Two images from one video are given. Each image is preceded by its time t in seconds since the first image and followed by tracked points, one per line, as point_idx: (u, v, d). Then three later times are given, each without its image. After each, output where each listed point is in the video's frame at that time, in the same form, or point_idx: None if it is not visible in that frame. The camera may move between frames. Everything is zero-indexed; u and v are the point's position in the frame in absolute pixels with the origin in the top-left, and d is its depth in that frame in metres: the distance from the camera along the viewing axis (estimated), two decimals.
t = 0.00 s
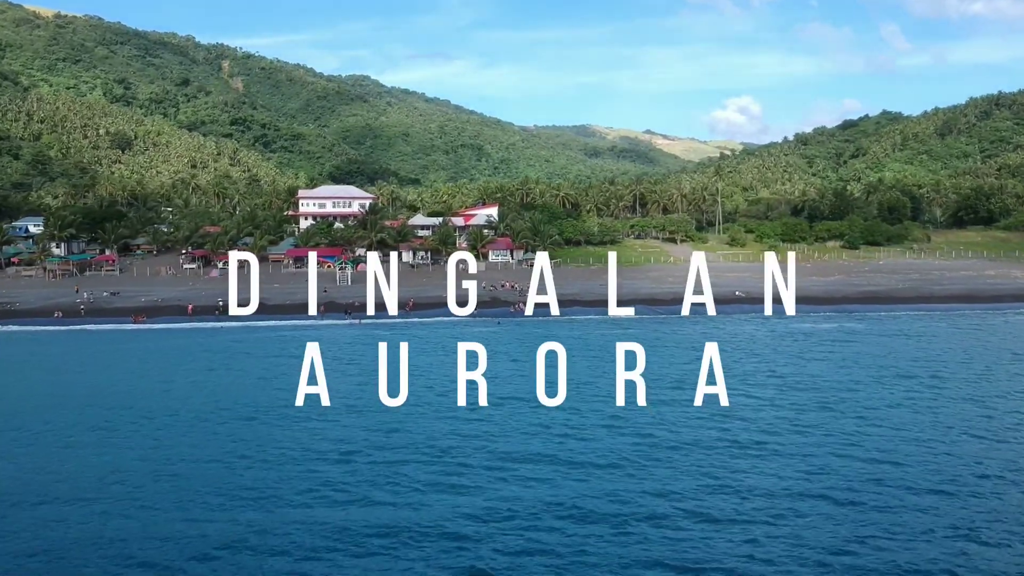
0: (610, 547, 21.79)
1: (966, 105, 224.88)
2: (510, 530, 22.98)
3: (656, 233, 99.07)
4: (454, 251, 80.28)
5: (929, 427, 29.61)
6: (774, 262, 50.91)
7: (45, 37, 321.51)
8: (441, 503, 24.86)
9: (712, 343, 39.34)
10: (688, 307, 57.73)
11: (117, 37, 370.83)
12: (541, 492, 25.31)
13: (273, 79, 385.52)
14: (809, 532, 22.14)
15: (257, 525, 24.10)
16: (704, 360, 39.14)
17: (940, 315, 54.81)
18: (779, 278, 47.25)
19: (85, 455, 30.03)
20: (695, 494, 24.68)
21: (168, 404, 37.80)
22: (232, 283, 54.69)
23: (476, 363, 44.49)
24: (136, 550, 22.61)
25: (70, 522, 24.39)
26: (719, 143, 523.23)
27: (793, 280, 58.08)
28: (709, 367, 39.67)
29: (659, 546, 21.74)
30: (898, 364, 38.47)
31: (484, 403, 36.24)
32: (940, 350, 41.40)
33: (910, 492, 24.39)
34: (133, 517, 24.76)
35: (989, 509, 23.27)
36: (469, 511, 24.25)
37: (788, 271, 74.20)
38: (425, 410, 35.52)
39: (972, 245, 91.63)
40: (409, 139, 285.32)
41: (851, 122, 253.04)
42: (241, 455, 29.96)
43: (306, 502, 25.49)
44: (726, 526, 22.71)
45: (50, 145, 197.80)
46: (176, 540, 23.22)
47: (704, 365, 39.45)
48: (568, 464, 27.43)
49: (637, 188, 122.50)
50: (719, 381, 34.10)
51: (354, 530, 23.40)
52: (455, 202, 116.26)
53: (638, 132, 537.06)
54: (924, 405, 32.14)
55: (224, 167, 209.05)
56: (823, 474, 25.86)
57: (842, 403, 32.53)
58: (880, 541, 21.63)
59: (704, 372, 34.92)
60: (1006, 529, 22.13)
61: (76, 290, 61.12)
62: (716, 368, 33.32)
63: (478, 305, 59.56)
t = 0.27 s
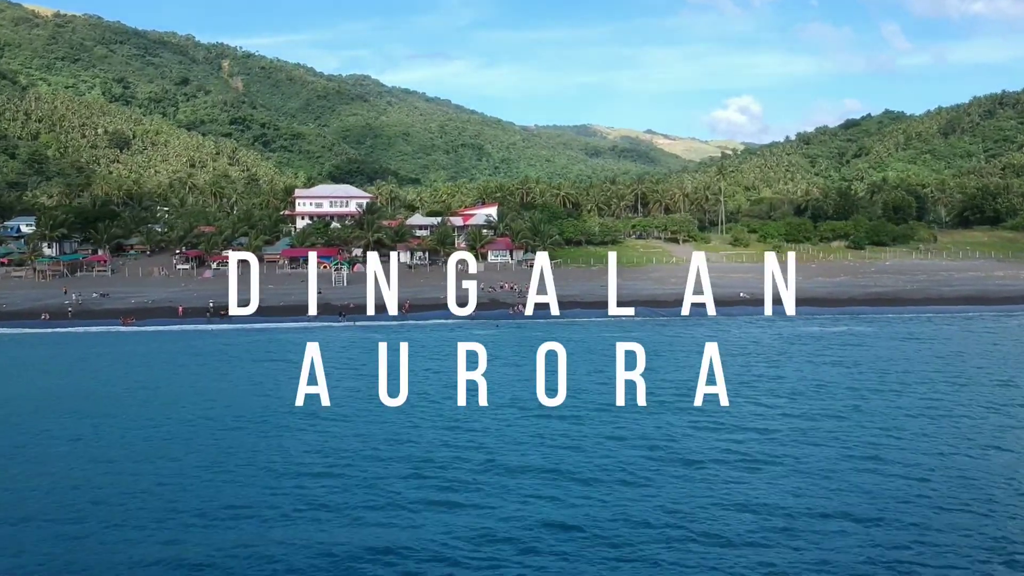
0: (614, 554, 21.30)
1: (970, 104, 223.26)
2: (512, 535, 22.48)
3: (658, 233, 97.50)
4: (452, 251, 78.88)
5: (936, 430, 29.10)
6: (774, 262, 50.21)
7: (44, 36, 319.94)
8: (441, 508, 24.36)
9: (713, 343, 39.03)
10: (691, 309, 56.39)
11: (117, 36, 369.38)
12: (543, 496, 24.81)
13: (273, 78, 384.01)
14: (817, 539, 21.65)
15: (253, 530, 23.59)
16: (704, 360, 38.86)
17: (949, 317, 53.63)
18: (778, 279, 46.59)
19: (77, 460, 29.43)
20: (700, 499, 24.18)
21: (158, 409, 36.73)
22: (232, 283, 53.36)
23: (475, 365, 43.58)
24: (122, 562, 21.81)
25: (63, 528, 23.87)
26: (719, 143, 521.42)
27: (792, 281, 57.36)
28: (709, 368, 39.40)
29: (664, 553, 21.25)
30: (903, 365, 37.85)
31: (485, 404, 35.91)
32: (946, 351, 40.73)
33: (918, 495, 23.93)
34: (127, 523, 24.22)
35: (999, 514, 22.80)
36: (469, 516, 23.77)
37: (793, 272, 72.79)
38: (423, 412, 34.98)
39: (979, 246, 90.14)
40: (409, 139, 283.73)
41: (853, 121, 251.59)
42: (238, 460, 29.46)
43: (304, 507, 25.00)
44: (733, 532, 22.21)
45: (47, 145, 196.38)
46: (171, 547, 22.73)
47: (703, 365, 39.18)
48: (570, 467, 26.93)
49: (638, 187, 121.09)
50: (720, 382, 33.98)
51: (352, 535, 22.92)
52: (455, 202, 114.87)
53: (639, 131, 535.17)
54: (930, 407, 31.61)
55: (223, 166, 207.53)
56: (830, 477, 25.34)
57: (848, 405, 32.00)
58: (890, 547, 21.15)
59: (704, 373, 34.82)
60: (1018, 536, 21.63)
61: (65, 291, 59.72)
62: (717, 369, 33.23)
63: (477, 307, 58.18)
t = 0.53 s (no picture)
0: (612, 555, 20.94)
1: (974, 103, 221.65)
2: (508, 537, 22.14)
3: (660, 234, 95.95)
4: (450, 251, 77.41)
5: (938, 430, 28.69)
6: (774, 263, 48.90)
7: (42, 35, 318.40)
8: (437, 511, 24.02)
9: (713, 344, 38.58)
10: (695, 311, 54.96)
11: (116, 36, 367.91)
12: (540, 498, 24.48)
13: (272, 78, 382.53)
14: (819, 540, 21.30)
15: (247, 534, 23.25)
16: (704, 359, 38.38)
17: (957, 318, 52.49)
18: (778, 278, 45.45)
19: (68, 465, 28.94)
20: (700, 501, 23.82)
21: (146, 414, 35.74)
22: (234, 283, 52.26)
23: (476, 365, 42.75)
24: None
25: (53, 532, 23.50)
26: (721, 143, 519.40)
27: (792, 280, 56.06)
28: (709, 368, 38.97)
29: (663, 555, 20.90)
30: (906, 366, 37.30)
31: (484, 403, 35.29)
32: (950, 352, 40.14)
33: (922, 497, 23.54)
34: (119, 528, 23.84)
35: (1003, 514, 22.44)
36: (466, 518, 23.43)
37: (798, 273, 71.31)
38: (419, 411, 34.59)
39: (987, 246, 88.63)
40: (410, 138, 282.23)
41: (855, 121, 250.08)
42: (232, 463, 29.06)
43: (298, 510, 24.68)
44: (733, 533, 21.86)
45: (44, 144, 194.87)
46: (163, 552, 22.35)
47: (704, 365, 38.68)
48: (568, 469, 26.57)
49: (640, 187, 119.62)
50: (719, 383, 33.67)
51: (347, 539, 22.56)
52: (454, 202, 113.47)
53: (639, 131, 533.38)
54: (933, 407, 31.18)
55: (222, 166, 205.96)
56: (832, 479, 24.97)
57: (849, 405, 31.60)
58: (893, 548, 20.81)
59: (704, 373, 34.41)
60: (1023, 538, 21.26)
61: (53, 292, 58.33)
62: (716, 369, 32.87)
63: (476, 309, 56.72)
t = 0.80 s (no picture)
0: (604, 562, 20.54)
1: (977, 101, 220.13)
2: (498, 543, 21.74)
3: (661, 233, 94.58)
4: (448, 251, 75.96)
5: (949, 437, 27.84)
6: (774, 262, 47.34)
7: (40, 34, 317.02)
8: (427, 515, 23.62)
9: (712, 344, 38.28)
10: (698, 313, 53.62)
11: (115, 35, 366.45)
12: (532, 502, 24.07)
13: (272, 77, 381.07)
14: (814, 545, 20.89)
15: (234, 541, 22.87)
16: (704, 360, 37.97)
17: (966, 319, 51.40)
18: (779, 278, 44.33)
19: (51, 474, 28.05)
20: (694, 505, 23.40)
21: (131, 420, 34.71)
22: (233, 283, 51.03)
23: (476, 364, 42.29)
24: None
25: (37, 539, 23.14)
26: (722, 142, 517.65)
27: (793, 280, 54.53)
28: (709, 368, 38.53)
29: (656, 561, 20.49)
30: (908, 367, 36.64)
31: (485, 403, 34.99)
32: (954, 353, 39.45)
33: (934, 508, 22.69)
34: (104, 535, 23.46)
35: (1010, 522, 21.82)
36: (455, 522, 23.03)
37: (803, 273, 69.98)
38: (414, 413, 34.12)
39: (994, 246, 87.27)
40: (409, 138, 280.96)
41: (858, 119, 248.61)
42: (221, 468, 28.63)
43: (286, 515, 24.28)
44: (727, 539, 21.46)
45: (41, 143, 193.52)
46: (148, 559, 21.98)
47: (703, 366, 38.25)
48: (562, 473, 26.14)
49: (641, 185, 118.27)
50: (720, 382, 33.37)
51: (338, 553, 21.68)
52: (453, 202, 112.27)
53: (641, 131, 531.52)
54: (934, 409, 30.64)
55: (220, 165, 204.55)
56: (829, 483, 24.55)
57: (849, 408, 31.10)
58: (890, 554, 20.39)
59: (704, 373, 34.14)
60: None
61: (41, 293, 57.06)
62: (716, 368, 32.59)
63: (474, 310, 55.25)
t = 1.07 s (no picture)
0: (596, 562, 20.32)
1: (980, 100, 218.65)
2: (489, 543, 21.48)
3: (664, 233, 93.13)
4: (447, 252, 74.40)
5: (963, 444, 26.99)
6: (774, 262, 45.85)
7: (39, 32, 315.59)
8: (419, 513, 23.44)
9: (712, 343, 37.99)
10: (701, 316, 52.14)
11: (115, 34, 364.95)
12: (525, 502, 23.82)
13: (271, 76, 379.53)
14: (829, 558, 20.04)
15: (224, 536, 22.66)
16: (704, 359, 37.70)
17: (975, 321, 50.23)
18: (779, 278, 43.24)
19: (37, 478, 27.15)
20: (687, 504, 23.24)
21: (115, 425, 33.50)
22: (233, 284, 49.63)
23: (476, 363, 41.79)
24: None
25: (25, 531, 22.93)
26: (722, 142, 515.85)
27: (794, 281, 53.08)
28: (709, 368, 38.29)
29: (647, 560, 20.28)
30: (910, 368, 36.18)
31: (484, 403, 34.65)
32: (961, 355, 38.63)
33: (952, 519, 21.85)
34: (90, 541, 22.59)
35: None
36: (448, 522, 22.82)
37: (808, 274, 68.57)
38: (408, 412, 33.79)
39: (1001, 245, 85.82)
40: (410, 137, 279.66)
41: (860, 118, 247.08)
42: (213, 464, 28.28)
43: (278, 510, 24.05)
44: (721, 539, 21.23)
45: (38, 141, 192.13)
46: (136, 554, 21.73)
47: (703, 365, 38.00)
48: (557, 472, 25.90)
49: (643, 184, 116.79)
50: (720, 381, 33.15)
51: (332, 562, 20.84)
52: (452, 201, 111.00)
53: (641, 130, 529.38)
54: (933, 409, 30.34)
55: (219, 164, 203.09)
56: (826, 483, 24.29)
57: (848, 408, 30.79)
58: (885, 556, 20.10)
59: (704, 372, 33.90)
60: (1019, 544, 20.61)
61: (27, 295, 55.60)
62: (716, 368, 32.39)
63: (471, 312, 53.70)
